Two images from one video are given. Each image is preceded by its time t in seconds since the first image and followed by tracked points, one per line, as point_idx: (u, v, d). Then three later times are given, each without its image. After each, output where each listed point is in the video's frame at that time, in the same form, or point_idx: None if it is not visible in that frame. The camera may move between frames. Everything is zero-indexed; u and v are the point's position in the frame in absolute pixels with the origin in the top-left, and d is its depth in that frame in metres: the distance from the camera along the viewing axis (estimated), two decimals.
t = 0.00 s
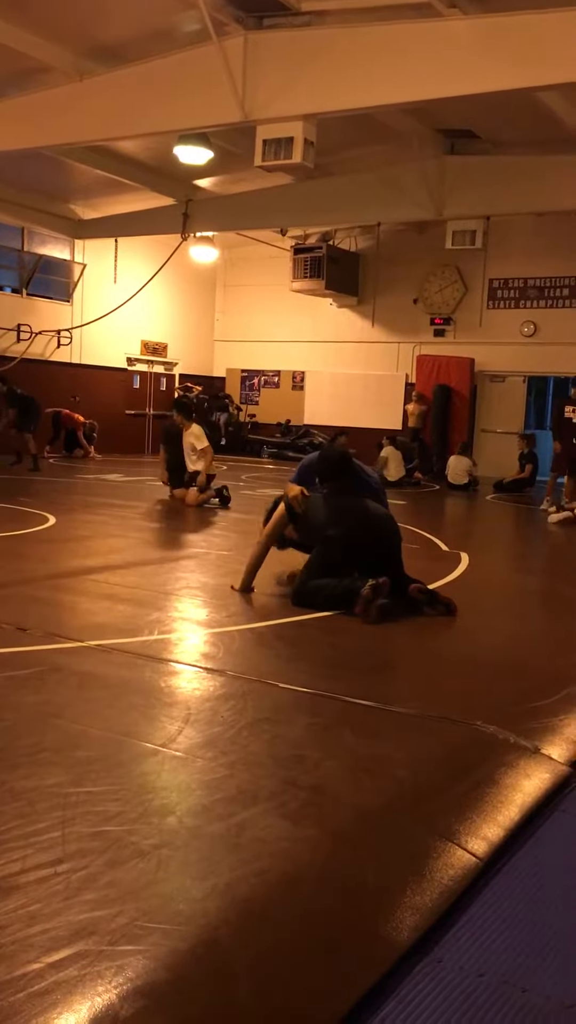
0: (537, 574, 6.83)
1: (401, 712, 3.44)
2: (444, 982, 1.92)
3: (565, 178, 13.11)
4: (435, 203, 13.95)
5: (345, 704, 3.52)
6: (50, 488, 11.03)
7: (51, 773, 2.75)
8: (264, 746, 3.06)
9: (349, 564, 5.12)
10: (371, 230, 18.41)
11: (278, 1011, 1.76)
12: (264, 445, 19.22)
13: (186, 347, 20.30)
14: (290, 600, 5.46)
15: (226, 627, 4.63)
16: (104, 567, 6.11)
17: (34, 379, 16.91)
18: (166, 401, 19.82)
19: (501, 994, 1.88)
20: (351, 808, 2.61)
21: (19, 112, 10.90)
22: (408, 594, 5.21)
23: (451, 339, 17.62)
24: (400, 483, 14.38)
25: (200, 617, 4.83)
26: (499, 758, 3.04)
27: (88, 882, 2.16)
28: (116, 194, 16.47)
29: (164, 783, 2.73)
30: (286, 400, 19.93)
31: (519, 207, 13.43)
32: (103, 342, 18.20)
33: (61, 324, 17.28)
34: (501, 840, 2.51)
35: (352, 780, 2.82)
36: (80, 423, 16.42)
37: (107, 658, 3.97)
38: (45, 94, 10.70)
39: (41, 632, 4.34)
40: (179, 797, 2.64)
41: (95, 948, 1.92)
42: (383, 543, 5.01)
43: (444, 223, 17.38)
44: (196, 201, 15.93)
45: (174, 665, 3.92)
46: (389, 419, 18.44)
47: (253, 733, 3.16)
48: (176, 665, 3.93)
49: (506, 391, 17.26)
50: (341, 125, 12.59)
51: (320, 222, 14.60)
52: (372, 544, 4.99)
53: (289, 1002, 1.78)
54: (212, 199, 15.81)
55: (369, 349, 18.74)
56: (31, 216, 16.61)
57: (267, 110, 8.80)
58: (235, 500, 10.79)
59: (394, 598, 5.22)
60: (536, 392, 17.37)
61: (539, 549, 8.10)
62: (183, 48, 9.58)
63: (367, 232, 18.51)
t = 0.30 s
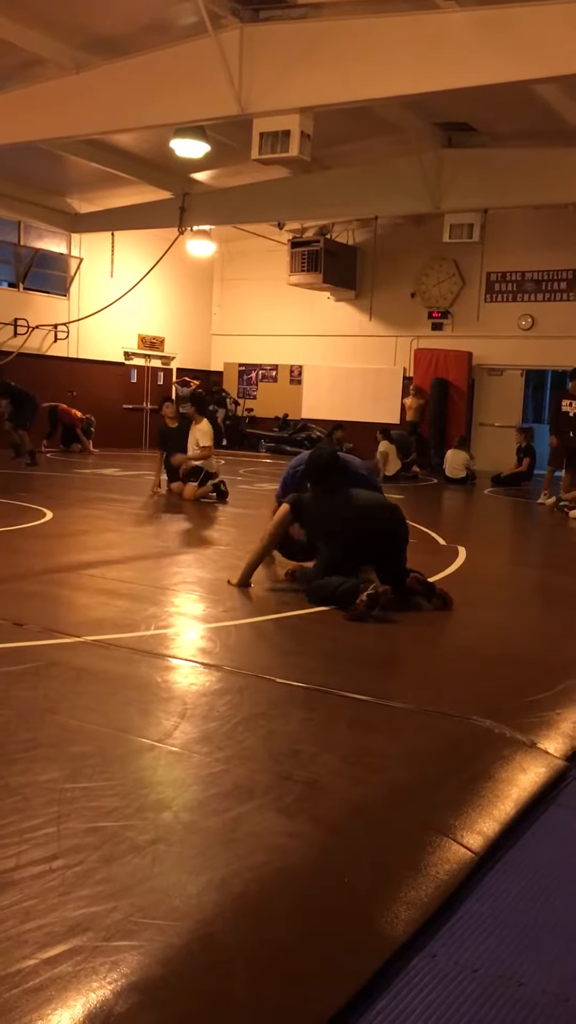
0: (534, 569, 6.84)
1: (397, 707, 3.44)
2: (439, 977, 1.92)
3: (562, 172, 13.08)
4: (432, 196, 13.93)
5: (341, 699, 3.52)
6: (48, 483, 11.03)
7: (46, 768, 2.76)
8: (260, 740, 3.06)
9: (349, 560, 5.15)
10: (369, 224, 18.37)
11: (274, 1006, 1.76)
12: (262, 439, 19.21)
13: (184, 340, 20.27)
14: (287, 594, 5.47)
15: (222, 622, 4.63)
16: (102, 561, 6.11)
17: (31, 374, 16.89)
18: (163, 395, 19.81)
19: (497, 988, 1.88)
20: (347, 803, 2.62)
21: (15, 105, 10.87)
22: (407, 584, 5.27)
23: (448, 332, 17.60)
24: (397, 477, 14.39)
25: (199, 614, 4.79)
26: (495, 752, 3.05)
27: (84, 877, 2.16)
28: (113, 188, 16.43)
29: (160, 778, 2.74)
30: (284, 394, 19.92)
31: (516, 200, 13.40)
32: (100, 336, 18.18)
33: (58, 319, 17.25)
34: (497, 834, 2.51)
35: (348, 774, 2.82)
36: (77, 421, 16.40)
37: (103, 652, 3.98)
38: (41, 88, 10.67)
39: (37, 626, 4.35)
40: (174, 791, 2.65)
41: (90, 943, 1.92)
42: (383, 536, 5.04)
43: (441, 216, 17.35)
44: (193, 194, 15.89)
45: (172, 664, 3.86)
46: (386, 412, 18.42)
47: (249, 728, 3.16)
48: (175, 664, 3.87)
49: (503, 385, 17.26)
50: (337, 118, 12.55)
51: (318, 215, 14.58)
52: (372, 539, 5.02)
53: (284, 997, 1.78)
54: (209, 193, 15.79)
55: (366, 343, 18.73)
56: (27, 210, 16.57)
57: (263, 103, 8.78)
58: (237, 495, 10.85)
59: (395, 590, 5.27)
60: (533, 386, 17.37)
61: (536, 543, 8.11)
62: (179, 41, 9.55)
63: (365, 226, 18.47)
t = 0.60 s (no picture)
0: (532, 567, 6.86)
1: (392, 706, 3.45)
2: (428, 975, 1.93)
3: (564, 170, 13.06)
4: (434, 193, 13.90)
5: (336, 697, 3.53)
6: (49, 478, 11.04)
7: (40, 764, 2.76)
8: (254, 739, 3.07)
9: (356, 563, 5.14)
10: (371, 221, 18.35)
11: (263, 1004, 1.77)
12: (263, 436, 19.19)
13: (185, 337, 20.27)
14: (286, 591, 5.48)
15: (219, 619, 4.63)
16: (99, 558, 6.11)
17: (32, 369, 16.88)
18: (165, 391, 19.81)
19: (486, 987, 1.89)
20: (340, 801, 2.63)
21: (17, 100, 10.87)
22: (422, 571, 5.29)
23: (450, 330, 17.58)
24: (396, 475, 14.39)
25: (199, 613, 4.76)
26: (488, 752, 3.06)
27: (75, 875, 2.17)
28: (115, 183, 16.43)
29: (154, 775, 2.74)
30: (285, 391, 19.92)
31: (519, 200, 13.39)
32: (101, 332, 18.19)
33: (60, 314, 17.26)
34: (489, 834, 2.52)
35: (341, 773, 2.83)
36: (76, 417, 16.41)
37: (99, 649, 3.98)
38: (43, 83, 10.65)
39: (34, 623, 4.35)
40: (167, 789, 2.65)
41: (80, 939, 1.93)
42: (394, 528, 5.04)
43: (444, 214, 17.33)
44: (196, 190, 15.89)
45: (173, 664, 3.83)
46: (388, 410, 18.42)
47: (243, 725, 3.17)
48: (178, 664, 3.84)
49: (504, 383, 17.25)
50: (340, 115, 12.54)
51: (320, 211, 14.57)
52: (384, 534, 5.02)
53: (275, 996, 1.79)
54: (211, 189, 15.78)
55: (367, 340, 18.71)
56: (29, 205, 16.57)
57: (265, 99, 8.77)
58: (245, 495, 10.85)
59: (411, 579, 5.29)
60: (535, 385, 17.37)
61: (534, 542, 8.13)
62: (182, 37, 9.53)
63: (367, 223, 18.44)
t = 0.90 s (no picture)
0: (536, 570, 6.88)
1: (391, 706, 3.48)
2: (422, 973, 1.95)
3: None
4: (445, 196, 13.94)
5: (336, 697, 3.56)
6: (57, 477, 11.09)
7: (42, 760, 2.80)
8: (254, 737, 3.10)
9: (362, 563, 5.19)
10: (382, 222, 18.35)
11: (256, 999, 1.79)
12: (272, 437, 19.21)
13: (195, 336, 20.32)
14: (291, 591, 5.52)
15: (223, 619, 4.66)
16: (105, 556, 6.15)
17: (42, 368, 16.95)
18: (174, 391, 19.86)
19: (478, 985, 1.91)
20: (338, 800, 2.65)
21: (30, 101, 10.94)
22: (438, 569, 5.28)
23: (460, 332, 17.58)
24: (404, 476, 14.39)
25: (206, 614, 4.77)
26: (486, 753, 3.08)
27: (74, 869, 2.20)
28: (126, 183, 16.49)
29: (153, 772, 2.78)
30: (295, 392, 19.94)
31: (529, 203, 13.39)
32: (112, 332, 18.25)
33: (70, 313, 17.33)
34: (486, 834, 2.54)
35: (339, 772, 2.86)
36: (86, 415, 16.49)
37: (103, 648, 4.02)
38: (57, 83, 10.71)
39: (39, 620, 4.39)
40: (166, 785, 2.69)
41: (77, 932, 1.96)
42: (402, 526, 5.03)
43: (454, 216, 17.33)
44: (207, 190, 15.93)
45: (181, 665, 3.83)
46: (397, 411, 18.43)
47: (243, 724, 3.21)
48: (187, 665, 3.85)
49: (514, 386, 17.23)
50: (351, 117, 12.56)
51: (331, 213, 14.60)
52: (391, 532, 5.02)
53: (270, 991, 1.82)
54: (222, 190, 15.83)
55: (377, 341, 18.72)
56: (41, 204, 16.65)
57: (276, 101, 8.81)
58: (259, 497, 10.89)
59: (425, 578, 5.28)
60: (544, 387, 17.36)
61: (539, 545, 8.15)
62: (194, 38, 9.56)
63: (378, 224, 18.45)
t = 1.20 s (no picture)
0: (551, 568, 6.87)
1: (402, 705, 3.49)
2: (426, 966, 1.97)
3: None
4: (461, 195, 13.94)
5: (347, 695, 3.58)
6: (75, 477, 11.18)
7: (56, 755, 2.85)
8: (264, 734, 3.13)
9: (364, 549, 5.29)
10: (397, 222, 18.35)
11: (262, 990, 1.82)
12: (288, 437, 19.25)
13: (212, 337, 20.40)
14: (304, 590, 5.54)
15: (237, 618, 4.70)
16: (122, 556, 6.20)
17: (60, 369, 17.08)
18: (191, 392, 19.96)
19: (482, 979, 1.93)
20: (346, 796, 2.68)
21: (46, 106, 11.04)
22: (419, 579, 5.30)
23: (476, 332, 17.54)
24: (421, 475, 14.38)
25: (222, 613, 4.80)
26: (496, 752, 3.08)
27: (85, 861, 2.24)
28: (143, 185, 16.58)
29: (165, 767, 2.81)
30: (311, 392, 19.99)
31: (545, 202, 13.34)
32: (129, 333, 18.36)
33: (88, 315, 17.45)
34: (493, 831, 2.55)
35: (348, 769, 2.88)
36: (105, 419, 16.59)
37: (118, 645, 4.06)
38: (74, 87, 10.81)
39: (55, 618, 4.45)
40: (178, 780, 2.72)
41: (88, 922, 2.00)
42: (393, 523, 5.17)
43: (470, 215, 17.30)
44: (223, 192, 15.99)
45: (198, 663, 3.86)
46: (414, 411, 18.42)
47: (254, 721, 3.23)
48: (205, 664, 3.88)
49: (531, 385, 17.19)
50: (366, 117, 12.59)
51: (346, 214, 14.62)
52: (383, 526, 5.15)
53: (275, 982, 1.85)
54: (238, 191, 15.90)
55: (393, 340, 18.71)
56: (59, 207, 16.77)
57: (290, 103, 8.85)
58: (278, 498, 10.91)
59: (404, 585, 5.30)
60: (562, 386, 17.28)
61: (555, 543, 8.13)
62: (209, 40, 9.61)
63: (394, 224, 18.44)
